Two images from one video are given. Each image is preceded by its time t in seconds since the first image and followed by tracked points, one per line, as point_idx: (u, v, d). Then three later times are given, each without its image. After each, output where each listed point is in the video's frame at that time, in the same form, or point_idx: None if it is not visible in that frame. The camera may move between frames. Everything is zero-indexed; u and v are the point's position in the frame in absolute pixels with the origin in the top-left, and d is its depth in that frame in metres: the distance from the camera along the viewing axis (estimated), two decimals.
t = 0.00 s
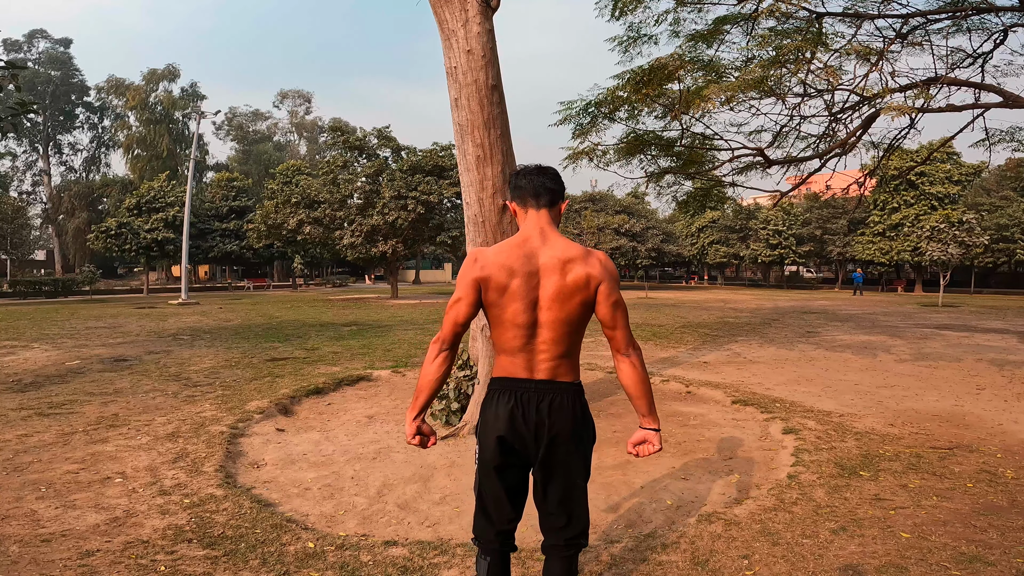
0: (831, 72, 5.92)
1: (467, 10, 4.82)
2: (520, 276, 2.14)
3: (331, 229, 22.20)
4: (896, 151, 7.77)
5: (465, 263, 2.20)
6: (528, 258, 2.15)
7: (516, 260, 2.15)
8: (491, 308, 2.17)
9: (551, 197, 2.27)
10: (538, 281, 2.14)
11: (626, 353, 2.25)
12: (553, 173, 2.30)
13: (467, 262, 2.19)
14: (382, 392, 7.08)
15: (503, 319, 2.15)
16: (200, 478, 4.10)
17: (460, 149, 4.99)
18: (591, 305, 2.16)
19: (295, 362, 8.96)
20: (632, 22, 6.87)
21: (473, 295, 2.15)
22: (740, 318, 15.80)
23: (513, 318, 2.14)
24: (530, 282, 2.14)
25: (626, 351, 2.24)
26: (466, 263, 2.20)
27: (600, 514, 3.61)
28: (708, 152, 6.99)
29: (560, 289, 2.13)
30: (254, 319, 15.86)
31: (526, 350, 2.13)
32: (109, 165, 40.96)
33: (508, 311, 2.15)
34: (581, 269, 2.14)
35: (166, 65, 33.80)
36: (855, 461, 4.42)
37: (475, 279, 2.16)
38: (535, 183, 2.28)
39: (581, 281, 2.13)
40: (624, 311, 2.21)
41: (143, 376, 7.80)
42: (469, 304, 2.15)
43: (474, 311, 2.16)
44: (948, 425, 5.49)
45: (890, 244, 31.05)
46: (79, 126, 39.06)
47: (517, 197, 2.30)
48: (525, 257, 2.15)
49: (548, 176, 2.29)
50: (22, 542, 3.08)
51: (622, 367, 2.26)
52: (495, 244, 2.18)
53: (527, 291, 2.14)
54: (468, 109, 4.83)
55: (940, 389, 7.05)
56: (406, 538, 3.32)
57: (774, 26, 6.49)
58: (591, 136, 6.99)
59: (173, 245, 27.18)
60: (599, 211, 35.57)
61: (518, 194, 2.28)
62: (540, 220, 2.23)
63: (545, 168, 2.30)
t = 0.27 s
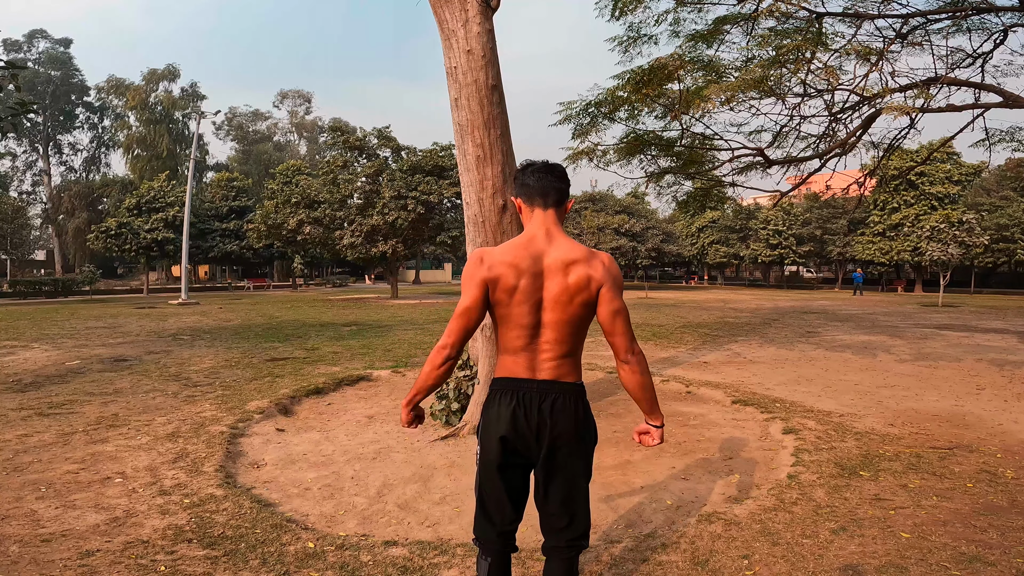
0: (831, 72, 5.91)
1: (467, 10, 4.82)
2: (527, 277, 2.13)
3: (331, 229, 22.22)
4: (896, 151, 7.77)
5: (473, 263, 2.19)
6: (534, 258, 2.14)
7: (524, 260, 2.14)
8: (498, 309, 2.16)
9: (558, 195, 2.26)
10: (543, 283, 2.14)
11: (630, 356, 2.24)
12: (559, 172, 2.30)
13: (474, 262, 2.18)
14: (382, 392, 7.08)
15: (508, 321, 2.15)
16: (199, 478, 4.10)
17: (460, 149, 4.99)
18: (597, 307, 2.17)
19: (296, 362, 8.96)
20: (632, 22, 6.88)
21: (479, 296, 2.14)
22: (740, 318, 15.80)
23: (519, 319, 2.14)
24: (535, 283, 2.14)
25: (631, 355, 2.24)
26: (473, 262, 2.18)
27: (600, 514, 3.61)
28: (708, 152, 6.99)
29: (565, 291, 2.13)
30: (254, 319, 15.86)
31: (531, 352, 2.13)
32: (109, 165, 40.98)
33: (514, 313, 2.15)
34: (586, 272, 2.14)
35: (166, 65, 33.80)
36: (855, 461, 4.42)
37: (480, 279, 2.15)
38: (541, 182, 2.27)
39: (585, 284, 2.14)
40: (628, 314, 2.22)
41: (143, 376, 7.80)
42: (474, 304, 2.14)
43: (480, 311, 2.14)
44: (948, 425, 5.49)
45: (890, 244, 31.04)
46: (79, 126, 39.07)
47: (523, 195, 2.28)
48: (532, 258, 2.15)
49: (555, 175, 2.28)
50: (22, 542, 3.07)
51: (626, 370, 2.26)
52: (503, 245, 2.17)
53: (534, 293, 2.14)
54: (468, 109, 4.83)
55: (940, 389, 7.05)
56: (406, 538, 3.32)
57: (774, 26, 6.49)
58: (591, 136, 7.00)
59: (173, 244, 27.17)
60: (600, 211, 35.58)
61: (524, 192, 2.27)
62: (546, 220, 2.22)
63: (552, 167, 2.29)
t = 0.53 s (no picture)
0: (831, 72, 5.91)
1: (467, 10, 4.82)
2: (529, 278, 2.13)
3: (331, 229, 22.23)
4: (896, 151, 7.77)
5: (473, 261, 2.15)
6: (535, 259, 2.14)
7: (526, 261, 2.13)
8: (499, 310, 2.15)
9: (558, 195, 2.25)
10: (545, 284, 2.14)
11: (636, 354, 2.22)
12: (560, 170, 2.28)
13: (475, 261, 2.15)
14: (382, 392, 7.08)
15: (510, 322, 2.14)
16: (200, 478, 4.10)
17: (460, 149, 4.99)
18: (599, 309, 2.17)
19: (296, 362, 8.96)
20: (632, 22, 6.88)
21: (480, 298, 2.11)
22: (740, 318, 15.80)
23: (521, 320, 2.13)
24: (536, 284, 2.14)
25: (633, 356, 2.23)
26: (474, 261, 2.15)
27: (601, 514, 3.61)
28: (708, 152, 6.99)
29: (566, 293, 2.13)
30: (254, 319, 15.86)
31: (532, 353, 2.13)
32: (109, 165, 40.98)
33: (515, 314, 2.14)
34: (587, 273, 2.14)
35: (166, 65, 33.79)
36: (855, 461, 4.42)
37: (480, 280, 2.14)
38: (542, 180, 2.25)
39: (586, 287, 2.14)
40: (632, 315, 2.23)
41: (143, 376, 7.80)
42: (475, 307, 2.12)
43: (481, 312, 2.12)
44: (949, 425, 5.49)
45: (890, 244, 31.02)
46: (79, 126, 39.07)
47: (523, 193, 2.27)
48: (534, 259, 2.14)
49: (556, 173, 2.27)
50: (23, 542, 3.07)
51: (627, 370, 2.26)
52: (505, 245, 2.15)
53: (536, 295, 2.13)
54: (467, 109, 4.83)
55: (940, 389, 7.05)
56: (406, 538, 3.32)
57: (774, 26, 6.48)
58: (591, 136, 7.00)
59: (173, 245, 27.16)
60: (600, 211, 35.58)
61: (524, 190, 2.26)
62: (547, 220, 2.21)
63: (553, 165, 2.27)
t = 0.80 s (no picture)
0: (831, 72, 5.91)
1: (467, 10, 4.82)
2: (527, 280, 2.13)
3: (331, 229, 22.23)
4: (896, 151, 7.77)
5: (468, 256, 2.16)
6: (534, 260, 2.14)
7: (523, 262, 2.13)
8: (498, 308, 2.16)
9: (559, 193, 2.24)
10: (543, 285, 2.14)
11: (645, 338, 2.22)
12: (561, 168, 2.27)
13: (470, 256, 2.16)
14: (382, 392, 7.08)
15: (509, 322, 2.15)
16: (200, 478, 4.10)
17: (460, 149, 4.99)
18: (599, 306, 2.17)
19: (296, 363, 8.96)
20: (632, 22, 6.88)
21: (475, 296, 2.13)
22: (740, 318, 15.80)
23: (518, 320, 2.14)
24: (535, 284, 2.14)
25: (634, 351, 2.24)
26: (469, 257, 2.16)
27: (601, 515, 3.61)
28: (708, 152, 6.99)
29: (565, 294, 2.13)
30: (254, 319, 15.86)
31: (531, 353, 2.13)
32: (109, 165, 40.97)
33: (513, 314, 2.15)
34: (586, 274, 2.14)
35: (166, 65, 33.78)
36: (855, 461, 4.42)
37: (479, 279, 2.15)
38: (542, 179, 2.24)
39: (584, 287, 2.14)
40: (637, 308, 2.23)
41: (143, 376, 7.80)
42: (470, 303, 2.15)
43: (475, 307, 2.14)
44: (949, 425, 5.49)
45: (890, 244, 31.02)
46: (79, 126, 39.05)
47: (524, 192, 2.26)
48: (533, 261, 2.14)
49: (556, 172, 2.26)
50: (22, 542, 3.07)
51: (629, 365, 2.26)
52: (503, 245, 2.15)
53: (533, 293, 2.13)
54: (468, 109, 4.83)
55: (940, 389, 7.05)
56: (406, 538, 3.32)
57: (774, 26, 6.49)
58: (591, 136, 7.01)
59: (173, 245, 27.15)
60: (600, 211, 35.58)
61: (524, 189, 2.25)
62: (547, 220, 2.20)
63: (553, 164, 2.26)
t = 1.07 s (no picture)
0: (831, 72, 5.92)
1: (467, 9, 4.82)
2: (527, 280, 2.13)
3: (331, 229, 22.24)
4: (896, 151, 7.77)
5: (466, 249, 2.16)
6: (535, 260, 2.14)
7: (524, 260, 2.14)
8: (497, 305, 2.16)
9: (560, 192, 2.23)
10: (544, 285, 2.15)
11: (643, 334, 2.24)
12: (563, 168, 2.26)
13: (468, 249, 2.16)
14: (382, 392, 7.08)
15: (508, 319, 2.15)
16: (200, 478, 4.10)
17: (460, 149, 4.99)
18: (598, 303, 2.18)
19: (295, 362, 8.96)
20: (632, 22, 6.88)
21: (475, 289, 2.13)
22: (740, 318, 15.80)
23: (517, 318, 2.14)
24: (535, 285, 2.14)
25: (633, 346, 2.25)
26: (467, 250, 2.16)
27: (600, 514, 3.61)
28: (708, 152, 6.99)
29: (564, 295, 2.14)
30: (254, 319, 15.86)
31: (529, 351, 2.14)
32: (109, 165, 40.97)
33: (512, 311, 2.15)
34: (586, 273, 2.15)
35: (166, 65, 33.80)
36: (855, 461, 4.42)
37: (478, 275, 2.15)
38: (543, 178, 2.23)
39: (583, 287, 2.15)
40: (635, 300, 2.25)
41: (143, 376, 7.80)
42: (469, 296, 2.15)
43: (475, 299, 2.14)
44: (948, 425, 5.49)
45: (890, 243, 31.02)
46: (79, 126, 39.05)
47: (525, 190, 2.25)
48: (533, 260, 2.14)
49: (557, 170, 2.24)
50: (22, 542, 3.07)
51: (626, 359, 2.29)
52: (503, 243, 2.15)
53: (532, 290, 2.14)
54: (467, 109, 4.83)
55: (940, 389, 7.05)
56: (406, 538, 3.32)
57: (774, 26, 6.49)
58: (591, 136, 7.01)
59: (173, 245, 27.14)
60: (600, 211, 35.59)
61: (525, 188, 2.24)
62: (547, 220, 2.19)
63: (556, 163, 2.25)
